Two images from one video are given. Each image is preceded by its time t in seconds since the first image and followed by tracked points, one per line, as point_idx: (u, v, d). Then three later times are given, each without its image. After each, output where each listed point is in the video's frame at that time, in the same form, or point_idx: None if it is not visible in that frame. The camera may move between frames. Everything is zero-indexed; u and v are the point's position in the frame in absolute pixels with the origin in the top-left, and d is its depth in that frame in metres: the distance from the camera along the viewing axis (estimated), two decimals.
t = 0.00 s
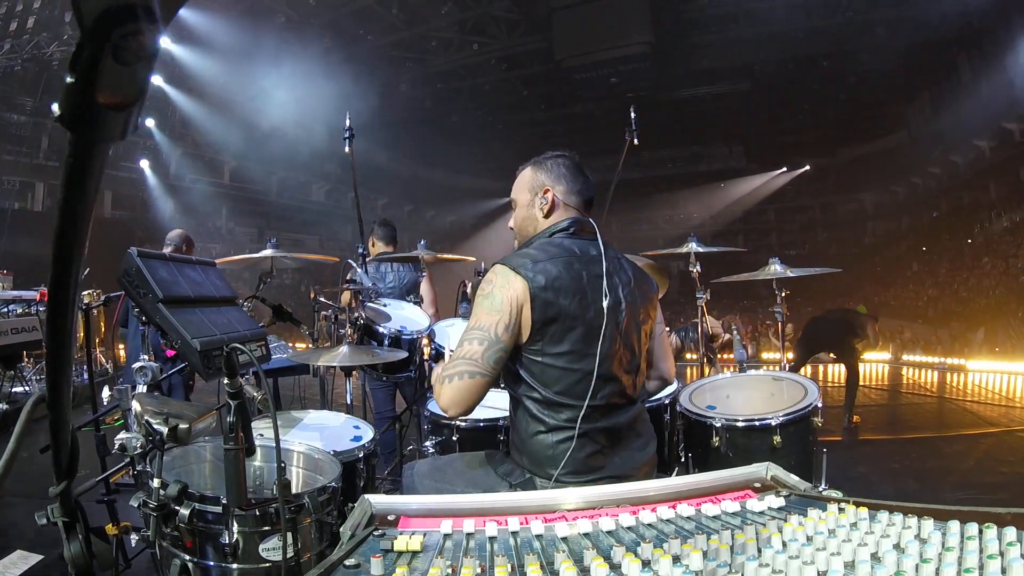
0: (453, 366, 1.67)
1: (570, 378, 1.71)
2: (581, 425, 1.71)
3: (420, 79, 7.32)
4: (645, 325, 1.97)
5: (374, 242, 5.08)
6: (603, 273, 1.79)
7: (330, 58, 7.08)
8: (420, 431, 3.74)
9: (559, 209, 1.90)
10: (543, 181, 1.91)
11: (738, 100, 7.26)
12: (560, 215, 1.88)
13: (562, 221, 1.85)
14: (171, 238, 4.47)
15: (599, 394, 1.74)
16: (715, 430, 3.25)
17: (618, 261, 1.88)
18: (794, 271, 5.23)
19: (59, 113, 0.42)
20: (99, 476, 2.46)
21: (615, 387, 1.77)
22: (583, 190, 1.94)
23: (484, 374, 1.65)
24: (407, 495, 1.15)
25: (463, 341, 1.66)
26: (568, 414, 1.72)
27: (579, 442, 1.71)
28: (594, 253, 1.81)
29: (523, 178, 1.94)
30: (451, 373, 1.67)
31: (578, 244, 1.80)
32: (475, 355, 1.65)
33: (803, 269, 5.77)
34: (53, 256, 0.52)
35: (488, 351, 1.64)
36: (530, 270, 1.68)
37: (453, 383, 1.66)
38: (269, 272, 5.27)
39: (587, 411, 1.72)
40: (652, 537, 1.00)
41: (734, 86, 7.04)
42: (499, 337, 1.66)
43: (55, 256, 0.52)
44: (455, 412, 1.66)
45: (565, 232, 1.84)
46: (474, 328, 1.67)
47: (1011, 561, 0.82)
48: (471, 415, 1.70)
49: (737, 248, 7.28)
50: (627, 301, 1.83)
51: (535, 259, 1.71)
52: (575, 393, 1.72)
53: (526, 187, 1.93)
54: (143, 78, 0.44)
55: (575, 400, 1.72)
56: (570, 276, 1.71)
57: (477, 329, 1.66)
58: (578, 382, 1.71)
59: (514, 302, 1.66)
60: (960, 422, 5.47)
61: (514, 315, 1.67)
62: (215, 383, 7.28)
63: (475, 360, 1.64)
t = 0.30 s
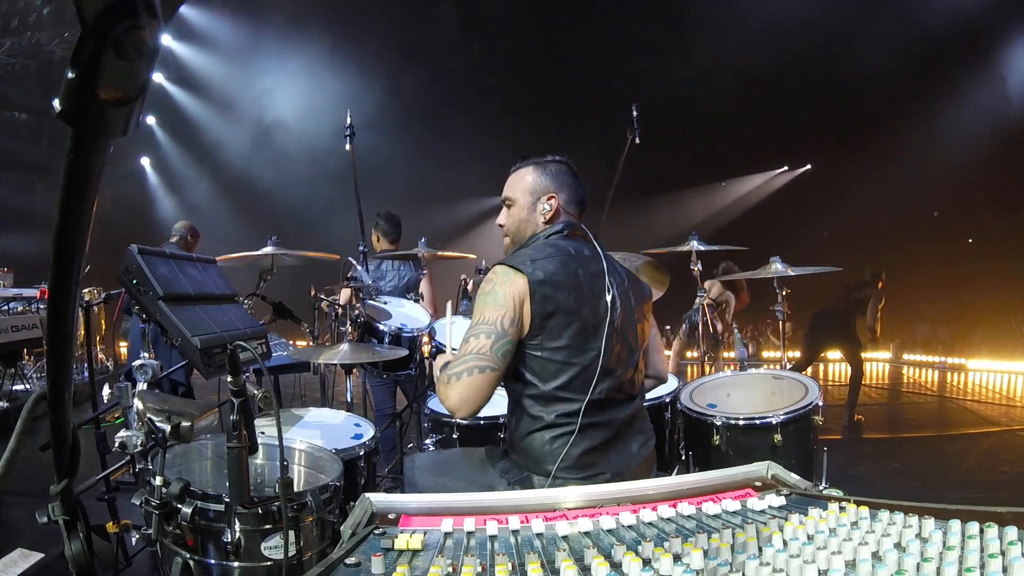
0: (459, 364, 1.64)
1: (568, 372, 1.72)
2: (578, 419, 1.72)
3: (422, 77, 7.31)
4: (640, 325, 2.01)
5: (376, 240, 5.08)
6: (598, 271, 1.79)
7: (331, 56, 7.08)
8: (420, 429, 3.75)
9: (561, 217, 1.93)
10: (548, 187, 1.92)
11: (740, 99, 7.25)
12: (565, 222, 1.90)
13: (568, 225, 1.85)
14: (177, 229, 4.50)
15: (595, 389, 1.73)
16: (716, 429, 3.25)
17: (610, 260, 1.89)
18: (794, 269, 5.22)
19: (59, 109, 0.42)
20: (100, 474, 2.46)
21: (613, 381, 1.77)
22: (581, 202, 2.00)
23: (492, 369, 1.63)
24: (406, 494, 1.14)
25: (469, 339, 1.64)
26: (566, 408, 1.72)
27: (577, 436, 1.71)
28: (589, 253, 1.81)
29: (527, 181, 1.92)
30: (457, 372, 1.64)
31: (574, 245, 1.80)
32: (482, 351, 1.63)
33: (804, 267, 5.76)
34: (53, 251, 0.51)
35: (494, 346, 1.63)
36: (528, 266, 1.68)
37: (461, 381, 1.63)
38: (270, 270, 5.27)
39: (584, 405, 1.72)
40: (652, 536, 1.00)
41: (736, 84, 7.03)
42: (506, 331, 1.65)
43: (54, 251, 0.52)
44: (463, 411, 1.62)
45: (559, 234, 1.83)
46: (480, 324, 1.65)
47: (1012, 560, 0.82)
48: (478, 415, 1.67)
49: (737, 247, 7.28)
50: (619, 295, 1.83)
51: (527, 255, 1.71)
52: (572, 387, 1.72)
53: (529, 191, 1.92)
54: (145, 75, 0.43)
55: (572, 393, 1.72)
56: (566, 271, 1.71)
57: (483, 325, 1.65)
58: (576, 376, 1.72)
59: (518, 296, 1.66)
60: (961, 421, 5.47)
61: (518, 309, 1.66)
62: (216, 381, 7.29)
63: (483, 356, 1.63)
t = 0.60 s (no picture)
0: (536, 373, 1.52)
1: (590, 374, 1.74)
2: (594, 419, 1.78)
3: (421, 78, 7.31)
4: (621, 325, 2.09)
5: (375, 241, 5.09)
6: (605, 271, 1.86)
7: (331, 58, 7.09)
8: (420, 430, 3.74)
9: (564, 216, 1.93)
10: (558, 185, 1.91)
11: (739, 99, 7.26)
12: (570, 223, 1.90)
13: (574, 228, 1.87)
14: (159, 235, 4.54)
15: (608, 390, 1.81)
16: (716, 429, 3.24)
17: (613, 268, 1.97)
18: (794, 269, 5.22)
19: (61, 110, 0.42)
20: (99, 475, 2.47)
21: (620, 382, 1.86)
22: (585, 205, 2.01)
23: (567, 368, 1.56)
24: (407, 495, 1.15)
25: (539, 345, 1.53)
26: (585, 410, 1.76)
27: (591, 435, 1.77)
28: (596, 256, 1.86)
29: (539, 175, 1.91)
30: (533, 382, 1.52)
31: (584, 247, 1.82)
32: (557, 353, 1.54)
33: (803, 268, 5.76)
34: (55, 254, 0.52)
35: (565, 344, 1.56)
36: (564, 267, 1.66)
37: (540, 391, 1.52)
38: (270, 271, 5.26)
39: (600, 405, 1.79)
40: (652, 536, 1.00)
41: (734, 85, 7.04)
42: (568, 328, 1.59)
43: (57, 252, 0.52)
44: (552, 420, 1.53)
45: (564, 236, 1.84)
46: (545, 326, 1.55)
47: (1011, 560, 0.82)
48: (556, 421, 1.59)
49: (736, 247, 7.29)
50: (625, 305, 1.95)
51: (553, 255, 1.70)
52: (592, 389, 1.76)
53: (539, 185, 1.90)
54: (147, 77, 0.44)
55: (591, 395, 1.77)
56: (592, 274, 1.75)
57: (548, 326, 1.55)
58: (595, 378, 1.76)
59: (567, 290, 1.62)
60: (961, 421, 5.47)
61: (569, 303, 1.62)
62: (216, 383, 7.28)
63: (559, 356, 1.54)
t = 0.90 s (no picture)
0: (518, 373, 1.43)
1: (596, 382, 1.75)
2: (599, 427, 1.79)
3: (420, 79, 7.31)
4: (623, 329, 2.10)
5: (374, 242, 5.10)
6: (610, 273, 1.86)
7: (330, 59, 7.09)
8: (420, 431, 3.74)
9: (570, 211, 1.92)
10: (566, 179, 1.91)
11: (739, 101, 7.26)
12: (573, 219, 1.90)
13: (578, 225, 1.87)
14: (147, 232, 4.55)
15: (611, 396, 1.83)
16: (715, 431, 3.24)
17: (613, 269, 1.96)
18: (794, 272, 5.22)
19: (68, 114, 0.42)
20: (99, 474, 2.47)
21: (624, 386, 1.89)
22: (591, 202, 2.00)
23: (548, 379, 1.47)
24: (407, 496, 1.15)
25: (530, 343, 1.44)
26: (591, 417, 1.77)
27: (597, 443, 1.78)
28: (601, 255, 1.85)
29: (547, 167, 1.91)
30: (513, 382, 1.43)
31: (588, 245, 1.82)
32: (543, 358, 1.45)
33: (804, 270, 5.75)
34: (60, 255, 0.52)
35: (554, 352, 1.48)
36: (573, 267, 1.64)
37: (518, 393, 1.43)
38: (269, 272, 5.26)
39: (605, 413, 1.80)
40: (652, 538, 1.00)
41: (735, 86, 7.05)
42: (562, 336, 1.52)
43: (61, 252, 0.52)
44: (514, 428, 1.42)
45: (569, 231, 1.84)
46: (542, 327, 1.47)
47: (1011, 563, 0.82)
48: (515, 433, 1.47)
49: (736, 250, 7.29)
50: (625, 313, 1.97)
51: (563, 253, 1.69)
52: (598, 396, 1.77)
53: (547, 176, 1.90)
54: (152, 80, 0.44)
55: (596, 403, 1.78)
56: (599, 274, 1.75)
57: (545, 328, 1.48)
58: (601, 386, 1.77)
59: (572, 298, 1.57)
60: (960, 424, 5.48)
61: (570, 313, 1.56)
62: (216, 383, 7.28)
63: (545, 362, 1.45)
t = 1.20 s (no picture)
0: (501, 375, 1.44)
1: (597, 386, 1.75)
2: (601, 431, 1.79)
3: (420, 79, 7.30)
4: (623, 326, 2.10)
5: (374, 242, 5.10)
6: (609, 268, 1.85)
7: (330, 59, 7.08)
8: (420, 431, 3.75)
9: (560, 206, 1.91)
10: (551, 173, 1.90)
11: (738, 100, 7.25)
12: (566, 214, 1.89)
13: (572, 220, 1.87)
14: (149, 233, 4.56)
15: (611, 399, 1.83)
16: (715, 430, 3.24)
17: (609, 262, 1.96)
18: (794, 270, 5.21)
19: (63, 112, 0.42)
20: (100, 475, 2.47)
21: (624, 386, 1.90)
22: (582, 194, 2.00)
23: (531, 384, 1.48)
24: (407, 495, 1.15)
25: (516, 346, 1.45)
26: (593, 422, 1.77)
27: (598, 448, 1.78)
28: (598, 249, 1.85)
29: (530, 165, 1.91)
30: (494, 384, 1.44)
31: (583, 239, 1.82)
32: (528, 362, 1.46)
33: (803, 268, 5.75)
34: (57, 254, 0.51)
35: (539, 357, 1.49)
36: (573, 270, 1.64)
37: (499, 396, 1.44)
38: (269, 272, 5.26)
39: (605, 417, 1.81)
40: (652, 536, 1.00)
41: (734, 85, 7.04)
42: (551, 342, 1.52)
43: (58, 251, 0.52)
44: (491, 430, 1.43)
45: (564, 228, 1.83)
46: (530, 331, 1.48)
47: (1011, 560, 0.82)
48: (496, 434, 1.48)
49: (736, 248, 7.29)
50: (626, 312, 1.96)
51: (561, 254, 1.69)
52: (598, 400, 1.77)
53: (531, 175, 1.90)
54: (148, 78, 0.44)
55: (597, 406, 1.78)
56: (598, 273, 1.75)
57: (533, 332, 1.49)
58: (601, 389, 1.77)
59: (566, 303, 1.57)
60: (960, 422, 5.49)
61: (563, 318, 1.57)
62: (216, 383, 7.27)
63: (529, 367, 1.47)
